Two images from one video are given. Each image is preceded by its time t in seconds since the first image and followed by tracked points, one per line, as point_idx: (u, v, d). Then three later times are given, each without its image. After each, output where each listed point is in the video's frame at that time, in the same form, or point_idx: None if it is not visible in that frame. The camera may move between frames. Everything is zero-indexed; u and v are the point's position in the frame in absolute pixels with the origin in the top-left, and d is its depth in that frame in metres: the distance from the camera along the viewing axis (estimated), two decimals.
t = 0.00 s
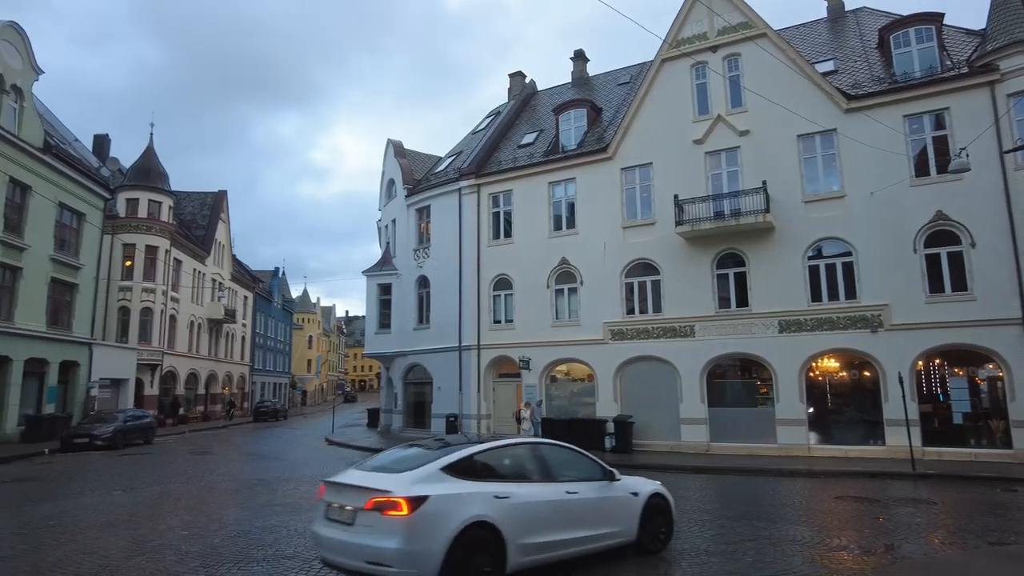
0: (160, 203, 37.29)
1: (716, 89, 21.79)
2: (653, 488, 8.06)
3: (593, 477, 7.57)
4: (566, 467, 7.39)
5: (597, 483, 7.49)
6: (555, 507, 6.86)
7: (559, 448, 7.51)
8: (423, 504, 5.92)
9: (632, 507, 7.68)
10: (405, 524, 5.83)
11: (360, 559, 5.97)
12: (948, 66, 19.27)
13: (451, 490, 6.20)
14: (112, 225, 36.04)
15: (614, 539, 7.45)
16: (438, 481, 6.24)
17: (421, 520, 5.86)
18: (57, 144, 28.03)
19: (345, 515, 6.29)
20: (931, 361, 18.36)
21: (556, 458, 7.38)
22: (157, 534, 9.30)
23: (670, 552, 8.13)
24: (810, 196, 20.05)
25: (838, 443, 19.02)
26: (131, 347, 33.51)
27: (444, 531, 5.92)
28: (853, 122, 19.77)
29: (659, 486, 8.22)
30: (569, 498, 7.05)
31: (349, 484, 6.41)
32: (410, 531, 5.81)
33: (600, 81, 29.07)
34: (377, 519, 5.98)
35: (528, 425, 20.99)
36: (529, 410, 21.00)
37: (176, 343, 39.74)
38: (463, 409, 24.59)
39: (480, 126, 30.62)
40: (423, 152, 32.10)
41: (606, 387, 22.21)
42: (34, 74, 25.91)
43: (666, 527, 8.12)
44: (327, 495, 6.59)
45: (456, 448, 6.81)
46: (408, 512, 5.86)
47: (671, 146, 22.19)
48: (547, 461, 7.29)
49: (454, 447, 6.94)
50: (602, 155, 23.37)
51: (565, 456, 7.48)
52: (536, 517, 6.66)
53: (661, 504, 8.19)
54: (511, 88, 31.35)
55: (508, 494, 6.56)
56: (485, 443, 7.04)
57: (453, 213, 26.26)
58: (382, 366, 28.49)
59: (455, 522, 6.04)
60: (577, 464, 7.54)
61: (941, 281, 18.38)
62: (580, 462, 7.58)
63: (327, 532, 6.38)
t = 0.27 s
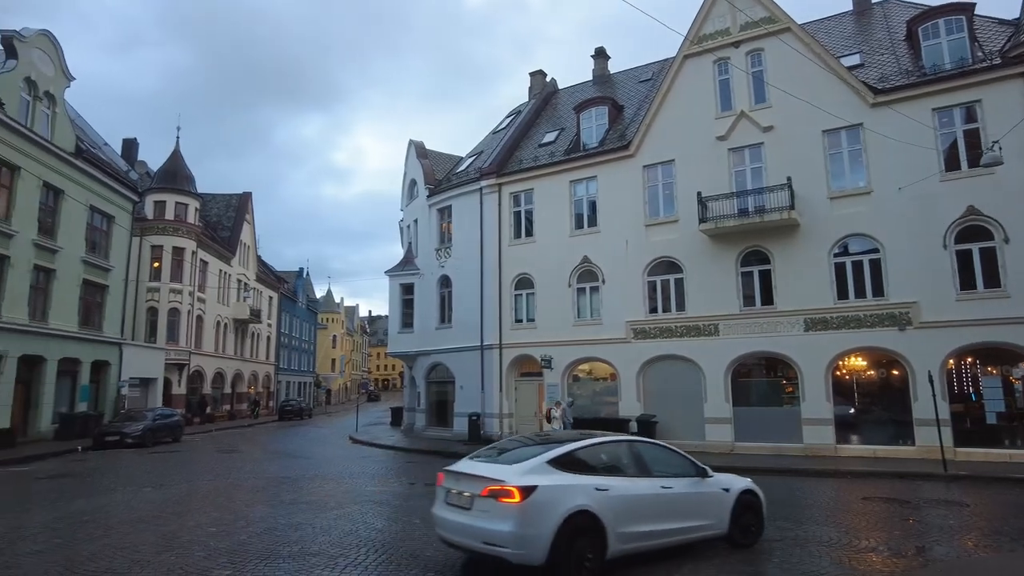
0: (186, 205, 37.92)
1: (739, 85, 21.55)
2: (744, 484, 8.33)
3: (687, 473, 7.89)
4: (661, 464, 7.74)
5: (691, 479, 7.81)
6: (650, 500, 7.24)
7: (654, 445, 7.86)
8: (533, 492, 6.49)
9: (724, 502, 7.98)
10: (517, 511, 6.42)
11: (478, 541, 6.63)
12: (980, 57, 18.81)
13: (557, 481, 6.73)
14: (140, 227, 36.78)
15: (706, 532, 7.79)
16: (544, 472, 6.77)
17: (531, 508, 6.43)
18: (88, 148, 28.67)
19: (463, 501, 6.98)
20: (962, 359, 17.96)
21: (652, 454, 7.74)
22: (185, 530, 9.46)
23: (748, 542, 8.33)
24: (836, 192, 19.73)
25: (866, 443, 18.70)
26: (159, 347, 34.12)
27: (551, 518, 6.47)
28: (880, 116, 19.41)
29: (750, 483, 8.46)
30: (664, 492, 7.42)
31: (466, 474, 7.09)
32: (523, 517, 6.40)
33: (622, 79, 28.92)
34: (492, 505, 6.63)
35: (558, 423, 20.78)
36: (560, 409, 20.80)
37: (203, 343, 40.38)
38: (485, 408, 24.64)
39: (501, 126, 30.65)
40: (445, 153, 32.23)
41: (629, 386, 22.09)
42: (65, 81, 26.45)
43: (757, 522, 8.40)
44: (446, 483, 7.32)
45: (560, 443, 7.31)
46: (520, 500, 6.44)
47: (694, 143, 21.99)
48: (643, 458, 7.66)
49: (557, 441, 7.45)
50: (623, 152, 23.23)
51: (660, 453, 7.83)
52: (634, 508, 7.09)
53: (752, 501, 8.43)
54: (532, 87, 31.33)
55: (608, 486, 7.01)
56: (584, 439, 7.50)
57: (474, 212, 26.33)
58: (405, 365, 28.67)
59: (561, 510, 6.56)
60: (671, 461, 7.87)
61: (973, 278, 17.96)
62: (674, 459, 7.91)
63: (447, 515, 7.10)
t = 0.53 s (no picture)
0: (211, 207, 38.48)
1: (762, 81, 21.28)
2: (835, 482, 8.63)
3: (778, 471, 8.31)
4: (753, 461, 8.19)
5: (782, 475, 8.23)
6: (742, 495, 7.76)
7: (746, 444, 8.32)
8: (631, 486, 7.17)
9: (815, 498, 8.36)
10: (618, 502, 7.12)
11: (582, 528, 7.37)
12: (1011, 48, 18.35)
13: (654, 475, 7.37)
14: (166, 230, 37.42)
15: (796, 526, 8.20)
16: (641, 467, 7.42)
17: (630, 500, 7.12)
18: (116, 152, 29.22)
19: (567, 492, 7.72)
20: (994, 358, 17.57)
21: (743, 453, 8.22)
22: (212, 527, 9.59)
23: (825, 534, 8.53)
24: (861, 189, 19.40)
25: (894, 443, 18.38)
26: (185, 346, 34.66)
27: (649, 509, 7.14)
28: (907, 110, 19.05)
29: (840, 480, 8.76)
30: (755, 488, 7.89)
31: (568, 467, 7.83)
32: (623, 507, 7.10)
33: (642, 76, 28.72)
34: (594, 496, 7.36)
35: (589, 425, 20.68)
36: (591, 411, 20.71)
37: (228, 343, 40.94)
38: (507, 407, 24.65)
39: (521, 125, 30.62)
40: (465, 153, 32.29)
41: (651, 386, 21.95)
42: (94, 86, 26.94)
43: (850, 519, 8.66)
44: (550, 476, 8.08)
45: (656, 441, 7.91)
46: (620, 492, 7.13)
47: (716, 140, 21.78)
48: (735, 455, 8.14)
49: (653, 439, 8.06)
50: (644, 150, 23.08)
51: (751, 452, 8.28)
52: (725, 502, 7.63)
53: (844, 498, 8.72)
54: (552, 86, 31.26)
55: (701, 481, 7.59)
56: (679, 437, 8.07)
57: (494, 212, 26.34)
58: (427, 364, 28.81)
59: (658, 502, 7.21)
60: (763, 460, 8.30)
61: (1004, 275, 17.55)
62: (765, 457, 8.33)
63: (551, 504, 7.87)
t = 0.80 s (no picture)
0: (234, 208, 38.98)
1: (784, 76, 21.01)
2: (933, 480, 8.76)
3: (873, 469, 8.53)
4: (846, 459, 8.47)
5: (877, 472, 8.46)
6: (835, 490, 8.07)
7: (840, 442, 8.61)
8: (725, 478, 7.69)
9: (912, 496, 8.52)
10: (713, 493, 7.67)
11: (678, 517, 7.95)
12: None
13: (747, 469, 7.85)
14: (190, 231, 37.98)
15: (893, 522, 8.40)
16: (734, 461, 7.92)
17: (725, 492, 7.65)
18: (142, 155, 29.74)
19: (663, 483, 8.30)
20: None
21: (837, 450, 8.51)
22: (237, 524, 9.72)
23: (911, 527, 8.59)
24: (886, 184, 19.07)
25: (922, 443, 18.05)
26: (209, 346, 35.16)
27: (742, 500, 7.64)
28: (933, 104, 18.68)
29: (939, 479, 8.88)
30: (849, 484, 8.17)
31: (665, 460, 8.41)
32: (718, 498, 7.63)
33: (662, 73, 28.52)
34: (689, 487, 7.91)
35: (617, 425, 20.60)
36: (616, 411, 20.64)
37: (251, 342, 41.45)
38: (527, 406, 24.65)
39: (540, 123, 30.56)
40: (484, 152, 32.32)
41: (672, 385, 21.80)
42: (120, 91, 27.40)
43: (949, 517, 8.76)
44: (647, 468, 8.68)
45: (749, 438, 8.37)
46: (715, 484, 7.68)
47: (737, 137, 21.55)
48: (829, 453, 8.45)
49: (746, 436, 8.53)
50: (664, 147, 22.90)
51: (845, 450, 8.56)
52: (818, 496, 7.97)
53: (942, 496, 8.82)
54: (571, 84, 31.16)
55: (793, 475, 7.97)
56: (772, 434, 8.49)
57: (514, 211, 26.33)
58: (447, 363, 28.91)
59: (752, 494, 7.70)
60: (858, 458, 8.55)
61: None
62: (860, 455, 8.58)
63: (647, 495, 8.46)
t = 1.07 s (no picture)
0: (252, 209, 39.37)
1: (802, 72, 20.77)
2: None
3: (964, 468, 8.46)
4: (932, 458, 8.45)
5: (969, 472, 8.39)
6: (922, 489, 8.09)
7: (925, 442, 8.60)
8: (806, 475, 7.93)
9: (1007, 497, 8.38)
10: (794, 490, 7.91)
11: (760, 513, 8.20)
12: None
13: (829, 467, 8.04)
14: (210, 232, 38.41)
15: (988, 522, 8.30)
16: (815, 460, 8.13)
17: (807, 488, 7.87)
18: (162, 157, 30.14)
19: (746, 481, 8.55)
20: None
21: (923, 449, 8.51)
22: (257, 522, 9.82)
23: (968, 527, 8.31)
24: (908, 180, 18.79)
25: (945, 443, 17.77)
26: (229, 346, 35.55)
27: (823, 497, 7.85)
28: (956, 98, 18.37)
29: None
30: (936, 482, 8.16)
31: (747, 459, 8.67)
32: (800, 494, 7.86)
33: (679, 70, 28.33)
34: (771, 485, 8.16)
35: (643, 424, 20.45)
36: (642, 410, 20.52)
37: (270, 342, 41.85)
38: (544, 405, 24.63)
39: (556, 122, 30.50)
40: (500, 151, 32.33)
41: (690, 384, 21.67)
42: (141, 95, 27.78)
43: None
44: (730, 468, 8.93)
45: (833, 437, 8.54)
46: (796, 481, 7.92)
47: (755, 133, 21.36)
48: (914, 452, 8.46)
49: (828, 435, 8.68)
50: (681, 144, 22.76)
51: (931, 449, 8.56)
52: (904, 494, 8.02)
53: None
54: (587, 82, 31.06)
55: (877, 474, 8.08)
56: (855, 433, 8.61)
57: (530, 210, 26.31)
58: (464, 362, 28.98)
59: (834, 490, 7.89)
60: (945, 457, 8.51)
61: None
62: (948, 455, 8.53)
63: (731, 493, 8.73)
